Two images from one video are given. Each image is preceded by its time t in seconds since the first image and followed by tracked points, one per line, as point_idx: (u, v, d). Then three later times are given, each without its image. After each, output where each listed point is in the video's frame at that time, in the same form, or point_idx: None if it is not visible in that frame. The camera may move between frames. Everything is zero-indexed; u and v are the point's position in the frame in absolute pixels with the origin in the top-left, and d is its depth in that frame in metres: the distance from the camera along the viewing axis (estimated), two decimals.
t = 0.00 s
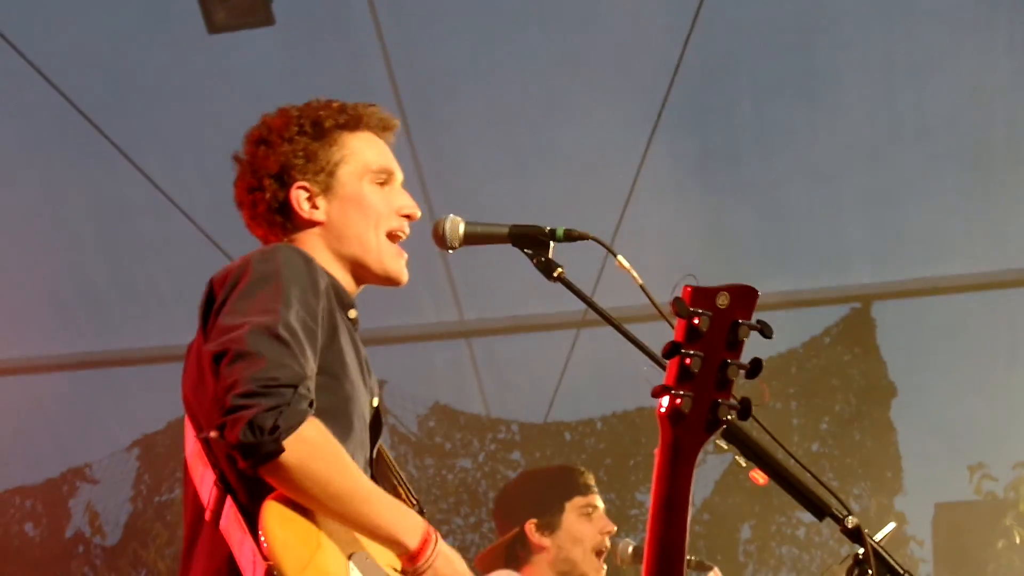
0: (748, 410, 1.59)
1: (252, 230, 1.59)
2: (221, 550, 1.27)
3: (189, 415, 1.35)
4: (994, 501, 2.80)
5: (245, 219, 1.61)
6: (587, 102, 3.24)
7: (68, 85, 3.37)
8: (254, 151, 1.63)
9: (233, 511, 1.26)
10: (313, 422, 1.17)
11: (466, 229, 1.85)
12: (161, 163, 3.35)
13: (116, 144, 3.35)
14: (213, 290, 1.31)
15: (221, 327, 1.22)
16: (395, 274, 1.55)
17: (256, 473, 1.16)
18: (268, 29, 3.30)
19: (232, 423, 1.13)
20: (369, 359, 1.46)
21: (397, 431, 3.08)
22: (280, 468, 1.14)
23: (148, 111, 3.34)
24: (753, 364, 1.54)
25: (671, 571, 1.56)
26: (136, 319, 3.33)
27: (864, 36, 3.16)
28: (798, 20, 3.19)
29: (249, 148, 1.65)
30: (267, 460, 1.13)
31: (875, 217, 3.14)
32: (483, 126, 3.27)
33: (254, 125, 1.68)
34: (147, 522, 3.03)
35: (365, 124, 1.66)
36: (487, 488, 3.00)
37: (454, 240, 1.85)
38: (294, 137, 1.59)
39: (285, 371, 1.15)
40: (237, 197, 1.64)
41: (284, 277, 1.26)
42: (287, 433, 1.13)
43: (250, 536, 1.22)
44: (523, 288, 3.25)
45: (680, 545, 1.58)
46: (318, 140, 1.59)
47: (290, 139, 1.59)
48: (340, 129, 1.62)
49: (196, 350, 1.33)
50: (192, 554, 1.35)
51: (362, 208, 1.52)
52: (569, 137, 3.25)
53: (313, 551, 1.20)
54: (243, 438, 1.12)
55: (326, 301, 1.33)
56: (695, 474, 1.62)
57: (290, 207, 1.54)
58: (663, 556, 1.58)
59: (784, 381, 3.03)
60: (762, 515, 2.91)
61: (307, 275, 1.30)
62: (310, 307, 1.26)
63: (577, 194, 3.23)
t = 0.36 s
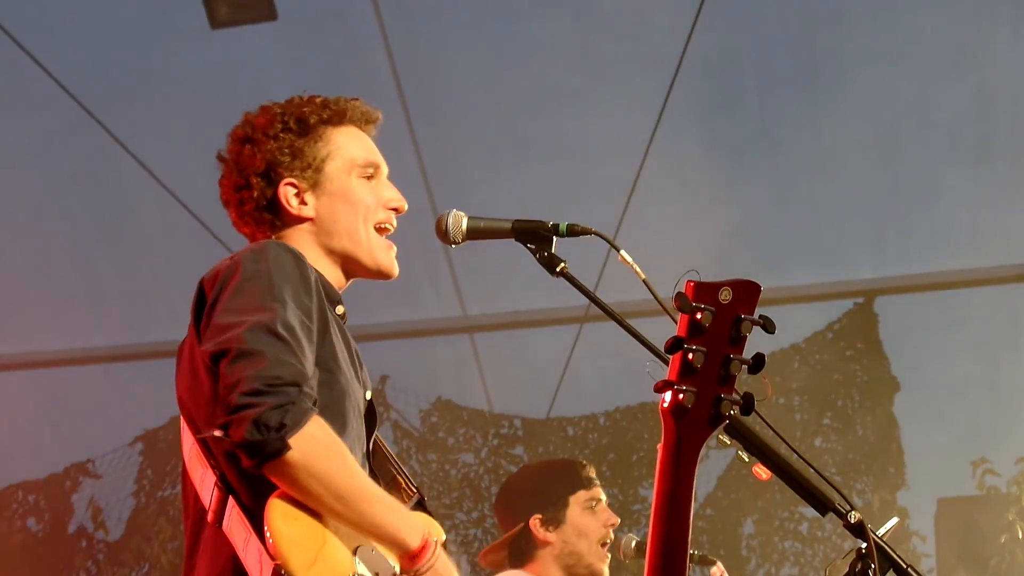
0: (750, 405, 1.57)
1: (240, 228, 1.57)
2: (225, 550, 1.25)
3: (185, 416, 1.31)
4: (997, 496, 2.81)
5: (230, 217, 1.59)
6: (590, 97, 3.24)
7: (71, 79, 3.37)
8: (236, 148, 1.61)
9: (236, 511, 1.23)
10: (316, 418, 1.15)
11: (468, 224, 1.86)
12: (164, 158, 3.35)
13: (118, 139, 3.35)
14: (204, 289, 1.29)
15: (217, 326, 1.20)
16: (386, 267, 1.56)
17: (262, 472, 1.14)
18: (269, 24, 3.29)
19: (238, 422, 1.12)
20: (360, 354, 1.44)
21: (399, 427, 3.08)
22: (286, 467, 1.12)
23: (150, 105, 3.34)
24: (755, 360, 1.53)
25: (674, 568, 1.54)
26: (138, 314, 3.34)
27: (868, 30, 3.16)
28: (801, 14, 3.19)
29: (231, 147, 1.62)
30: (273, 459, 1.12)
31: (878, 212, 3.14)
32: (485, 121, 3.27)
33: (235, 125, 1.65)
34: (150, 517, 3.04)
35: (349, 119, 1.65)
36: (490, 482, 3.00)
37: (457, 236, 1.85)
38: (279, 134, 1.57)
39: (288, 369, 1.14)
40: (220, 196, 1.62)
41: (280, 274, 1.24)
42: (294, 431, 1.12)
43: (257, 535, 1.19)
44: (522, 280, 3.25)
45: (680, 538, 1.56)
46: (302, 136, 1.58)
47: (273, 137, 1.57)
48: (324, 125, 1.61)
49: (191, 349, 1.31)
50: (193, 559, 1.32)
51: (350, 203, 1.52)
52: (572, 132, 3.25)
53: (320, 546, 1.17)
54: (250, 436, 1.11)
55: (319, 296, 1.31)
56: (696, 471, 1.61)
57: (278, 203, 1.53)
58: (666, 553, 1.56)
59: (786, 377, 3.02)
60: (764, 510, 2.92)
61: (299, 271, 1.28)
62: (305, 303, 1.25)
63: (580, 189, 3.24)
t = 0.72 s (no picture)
0: (753, 402, 1.53)
1: (247, 225, 1.58)
2: (217, 544, 1.23)
3: (188, 412, 1.31)
4: (999, 492, 2.79)
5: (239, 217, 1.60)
6: (594, 93, 3.21)
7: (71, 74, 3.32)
8: (245, 147, 1.62)
9: (231, 508, 1.22)
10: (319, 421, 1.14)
11: (471, 219, 1.85)
12: (166, 154, 3.34)
13: (120, 134, 3.33)
14: (212, 285, 1.29)
15: (224, 323, 1.20)
16: (396, 255, 1.53)
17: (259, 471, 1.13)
18: (273, 21, 3.21)
19: (239, 420, 1.12)
20: (361, 355, 1.42)
21: (401, 423, 3.09)
22: (286, 469, 1.11)
23: (150, 100, 3.30)
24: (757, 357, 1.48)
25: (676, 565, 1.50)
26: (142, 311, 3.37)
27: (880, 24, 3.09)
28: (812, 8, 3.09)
29: (240, 144, 1.63)
30: (272, 460, 1.11)
31: (880, 208, 3.15)
32: (487, 118, 3.27)
33: (244, 123, 1.66)
34: (152, 512, 3.05)
35: (356, 117, 1.65)
36: (492, 479, 2.99)
37: (459, 231, 1.85)
38: (285, 133, 1.58)
39: (292, 370, 1.14)
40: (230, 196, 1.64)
41: (290, 275, 1.24)
42: (296, 434, 1.11)
43: (248, 533, 1.19)
44: (520, 276, 3.22)
45: (684, 533, 1.52)
46: (309, 134, 1.58)
47: (280, 136, 1.58)
48: (331, 123, 1.61)
49: (196, 345, 1.31)
50: (186, 553, 1.30)
51: (355, 200, 1.51)
52: (574, 128, 3.25)
53: (312, 545, 1.15)
54: (250, 435, 1.10)
55: (325, 298, 1.30)
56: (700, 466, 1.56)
57: (283, 201, 1.53)
58: (668, 549, 1.51)
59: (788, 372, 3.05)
60: (766, 506, 2.92)
61: (307, 272, 1.28)
62: (311, 304, 1.25)
63: (584, 188, 3.28)
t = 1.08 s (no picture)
0: (754, 399, 1.47)
1: (259, 216, 1.57)
2: (217, 533, 1.23)
3: (191, 397, 1.32)
4: (1000, 489, 2.80)
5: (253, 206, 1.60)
6: (594, 90, 3.23)
7: (74, 72, 3.35)
8: (263, 136, 1.62)
9: (232, 497, 1.23)
10: (314, 408, 1.14)
11: (472, 217, 1.83)
12: (168, 152, 3.34)
13: (122, 133, 3.35)
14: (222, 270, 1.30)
15: (224, 306, 1.21)
16: (405, 260, 1.52)
17: (253, 456, 1.14)
18: (274, 17, 3.25)
19: (231, 404, 1.12)
20: (371, 349, 1.41)
21: (402, 420, 3.08)
22: (277, 453, 1.11)
23: (154, 98, 3.32)
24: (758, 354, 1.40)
25: (676, 564, 1.45)
26: (141, 308, 3.36)
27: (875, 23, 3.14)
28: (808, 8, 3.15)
29: (258, 134, 1.63)
30: (264, 444, 1.11)
31: (880, 204, 3.15)
32: (489, 114, 3.27)
33: (264, 112, 1.66)
34: (153, 510, 3.04)
35: (376, 112, 1.64)
36: (494, 476, 3.00)
37: (461, 229, 1.83)
38: (304, 124, 1.58)
39: (287, 356, 1.14)
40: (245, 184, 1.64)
41: (291, 260, 1.24)
42: (286, 418, 1.11)
43: (247, 520, 1.19)
44: (526, 272, 3.27)
45: (685, 532, 1.47)
46: (327, 127, 1.58)
47: (298, 127, 1.58)
48: (350, 117, 1.60)
49: (202, 329, 1.31)
50: (187, 541, 1.31)
51: (369, 197, 1.51)
52: (575, 125, 3.25)
53: (313, 534, 1.14)
54: (241, 419, 1.11)
55: (333, 287, 1.30)
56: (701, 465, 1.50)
57: (298, 193, 1.53)
58: (668, 546, 1.46)
59: (790, 370, 3.05)
60: (767, 504, 2.91)
61: (314, 259, 1.27)
62: (314, 291, 1.24)
63: (585, 182, 3.25)
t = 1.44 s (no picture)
0: (754, 398, 1.46)
1: (264, 217, 1.57)
2: (218, 535, 1.23)
3: (193, 398, 1.31)
4: (1001, 488, 2.80)
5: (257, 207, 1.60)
6: (595, 88, 3.22)
7: (72, 69, 3.31)
8: (266, 136, 1.62)
9: (232, 497, 1.22)
10: (322, 409, 1.14)
11: (473, 216, 1.83)
12: (169, 150, 3.34)
13: (123, 131, 3.34)
14: (223, 271, 1.29)
15: (232, 306, 1.20)
16: (410, 257, 1.53)
17: (261, 456, 1.13)
18: (275, 16, 3.21)
19: (242, 403, 1.11)
20: (372, 348, 1.41)
21: (404, 418, 3.09)
22: (287, 454, 1.11)
23: (152, 96, 3.30)
24: (759, 352, 1.38)
25: (677, 564, 1.44)
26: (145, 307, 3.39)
27: (880, 20, 3.11)
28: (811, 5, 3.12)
29: (261, 135, 1.63)
30: (275, 444, 1.11)
31: (880, 203, 3.17)
32: (489, 113, 3.27)
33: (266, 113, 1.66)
34: (154, 509, 3.03)
35: (380, 112, 1.65)
36: (495, 472, 3.00)
37: (462, 227, 1.83)
38: (307, 124, 1.58)
39: (299, 356, 1.14)
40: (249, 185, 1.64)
41: (298, 261, 1.24)
42: (298, 418, 1.11)
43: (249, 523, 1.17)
44: (525, 273, 3.26)
45: (687, 531, 1.46)
46: (330, 127, 1.58)
47: (302, 127, 1.58)
48: (353, 117, 1.61)
49: (204, 330, 1.30)
50: (186, 544, 1.30)
51: (373, 195, 1.51)
52: (576, 124, 3.25)
53: (313, 535, 1.15)
54: (254, 419, 1.10)
55: (336, 287, 1.30)
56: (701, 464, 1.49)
57: (302, 192, 1.52)
58: (669, 547, 1.45)
59: (791, 368, 3.03)
60: (769, 502, 2.92)
61: (317, 260, 1.28)
62: (320, 292, 1.25)
63: (585, 181, 3.28)
